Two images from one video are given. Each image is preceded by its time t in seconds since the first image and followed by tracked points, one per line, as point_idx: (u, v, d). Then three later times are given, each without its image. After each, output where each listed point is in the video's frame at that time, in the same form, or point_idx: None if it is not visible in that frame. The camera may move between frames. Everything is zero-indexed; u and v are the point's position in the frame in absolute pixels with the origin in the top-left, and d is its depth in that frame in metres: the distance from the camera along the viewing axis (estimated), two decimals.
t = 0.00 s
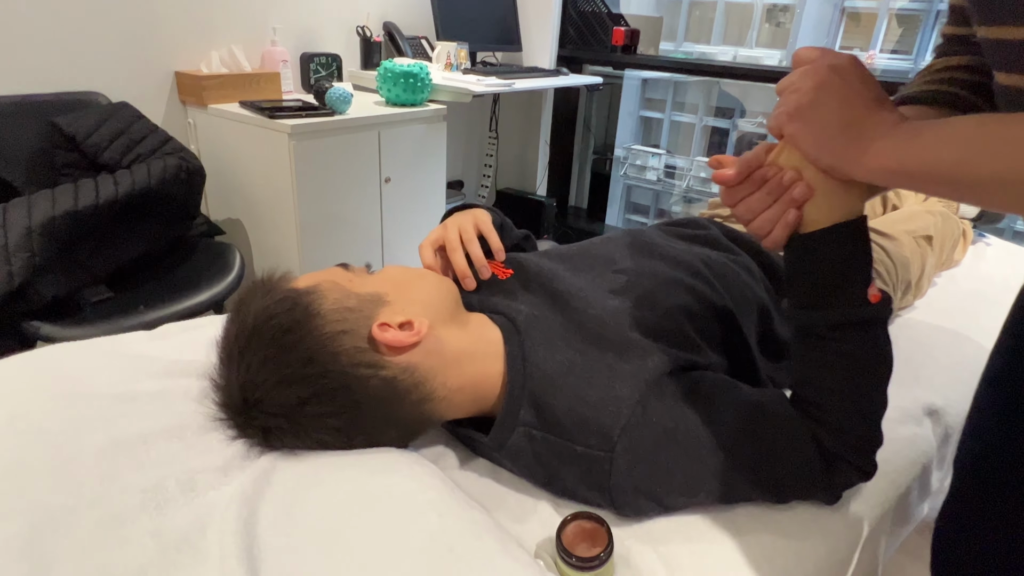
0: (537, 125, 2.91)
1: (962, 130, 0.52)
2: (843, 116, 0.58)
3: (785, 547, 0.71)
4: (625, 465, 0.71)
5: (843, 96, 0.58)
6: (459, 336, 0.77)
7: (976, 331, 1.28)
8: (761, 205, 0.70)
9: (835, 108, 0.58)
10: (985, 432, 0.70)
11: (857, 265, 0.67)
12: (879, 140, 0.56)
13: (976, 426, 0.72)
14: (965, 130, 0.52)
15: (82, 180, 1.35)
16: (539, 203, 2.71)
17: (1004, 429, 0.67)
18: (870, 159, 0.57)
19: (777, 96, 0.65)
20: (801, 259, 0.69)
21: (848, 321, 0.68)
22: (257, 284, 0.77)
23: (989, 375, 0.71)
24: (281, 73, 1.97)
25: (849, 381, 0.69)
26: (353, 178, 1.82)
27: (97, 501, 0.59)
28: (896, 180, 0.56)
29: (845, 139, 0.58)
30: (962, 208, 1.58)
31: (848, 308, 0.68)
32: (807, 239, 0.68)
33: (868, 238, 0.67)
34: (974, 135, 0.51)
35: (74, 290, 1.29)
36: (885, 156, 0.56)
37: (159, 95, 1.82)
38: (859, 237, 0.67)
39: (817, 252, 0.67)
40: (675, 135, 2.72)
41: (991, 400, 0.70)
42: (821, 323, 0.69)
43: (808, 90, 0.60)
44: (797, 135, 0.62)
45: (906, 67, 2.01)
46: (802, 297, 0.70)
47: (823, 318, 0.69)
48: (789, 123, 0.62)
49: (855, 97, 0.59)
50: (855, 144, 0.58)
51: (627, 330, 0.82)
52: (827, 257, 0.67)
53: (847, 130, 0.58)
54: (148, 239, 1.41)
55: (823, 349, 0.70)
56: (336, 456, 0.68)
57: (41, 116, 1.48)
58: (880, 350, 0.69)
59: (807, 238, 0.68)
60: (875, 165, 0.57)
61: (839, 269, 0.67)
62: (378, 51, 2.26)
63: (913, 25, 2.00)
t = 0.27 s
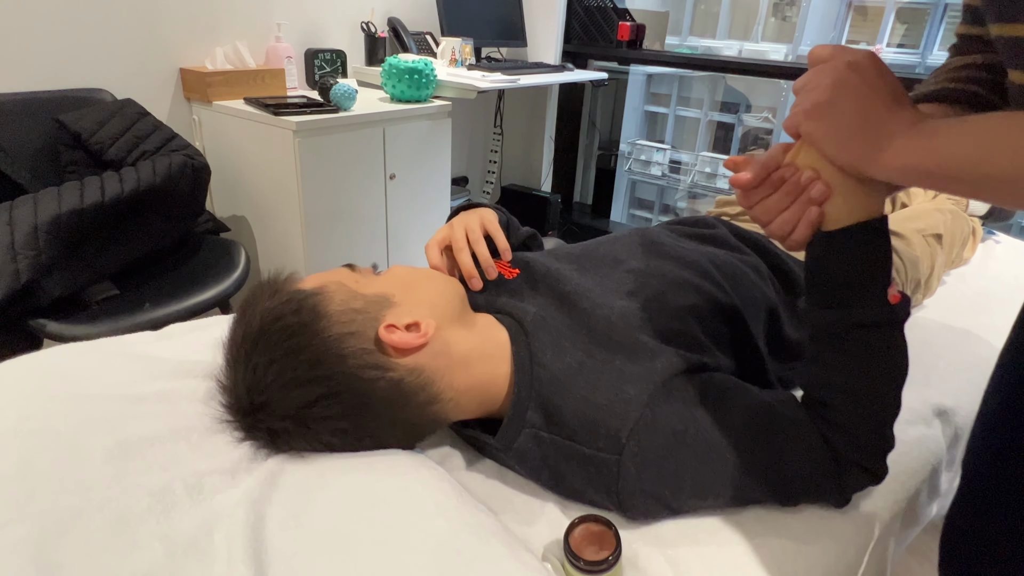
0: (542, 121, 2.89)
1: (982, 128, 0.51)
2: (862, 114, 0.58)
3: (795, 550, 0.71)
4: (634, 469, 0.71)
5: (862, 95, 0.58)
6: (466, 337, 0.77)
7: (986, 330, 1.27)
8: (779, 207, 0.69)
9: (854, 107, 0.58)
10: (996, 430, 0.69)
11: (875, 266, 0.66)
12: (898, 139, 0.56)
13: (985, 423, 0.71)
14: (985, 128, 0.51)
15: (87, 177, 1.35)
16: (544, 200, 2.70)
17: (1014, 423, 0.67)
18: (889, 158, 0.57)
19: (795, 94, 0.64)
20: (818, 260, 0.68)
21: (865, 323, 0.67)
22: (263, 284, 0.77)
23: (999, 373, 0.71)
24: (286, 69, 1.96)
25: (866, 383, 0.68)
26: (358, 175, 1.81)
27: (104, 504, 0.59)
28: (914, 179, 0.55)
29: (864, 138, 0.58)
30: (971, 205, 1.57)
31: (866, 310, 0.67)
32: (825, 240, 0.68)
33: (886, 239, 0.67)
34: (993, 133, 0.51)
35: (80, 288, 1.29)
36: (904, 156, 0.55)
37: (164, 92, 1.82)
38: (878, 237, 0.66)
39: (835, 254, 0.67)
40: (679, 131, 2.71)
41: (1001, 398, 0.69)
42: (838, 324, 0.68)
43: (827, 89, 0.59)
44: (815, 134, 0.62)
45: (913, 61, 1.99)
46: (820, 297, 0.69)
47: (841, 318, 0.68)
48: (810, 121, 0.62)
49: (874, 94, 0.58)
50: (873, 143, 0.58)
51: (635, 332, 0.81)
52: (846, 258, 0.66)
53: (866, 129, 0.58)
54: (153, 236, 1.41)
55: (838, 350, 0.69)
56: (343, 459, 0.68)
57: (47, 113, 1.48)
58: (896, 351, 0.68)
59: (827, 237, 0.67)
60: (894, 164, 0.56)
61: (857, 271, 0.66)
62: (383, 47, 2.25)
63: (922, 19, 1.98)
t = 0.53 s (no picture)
0: (543, 121, 2.89)
1: (990, 132, 0.51)
2: (868, 119, 0.57)
3: (797, 557, 0.70)
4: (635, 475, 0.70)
5: (870, 98, 0.57)
6: (468, 342, 0.76)
7: (990, 332, 1.26)
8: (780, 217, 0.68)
9: (861, 110, 0.57)
10: (999, 431, 0.69)
11: (881, 271, 0.66)
12: (906, 143, 0.55)
13: (988, 427, 0.71)
14: (993, 133, 0.51)
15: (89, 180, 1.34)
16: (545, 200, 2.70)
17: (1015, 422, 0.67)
18: (896, 164, 0.56)
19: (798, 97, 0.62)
20: (825, 266, 0.67)
21: (871, 329, 0.67)
22: (264, 289, 0.76)
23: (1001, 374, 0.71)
24: (287, 70, 1.96)
25: (870, 389, 0.68)
26: (359, 177, 1.81)
27: (104, 512, 0.59)
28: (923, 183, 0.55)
29: (871, 142, 0.57)
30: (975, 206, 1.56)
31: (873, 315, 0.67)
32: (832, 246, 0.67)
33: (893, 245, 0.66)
34: (1002, 137, 0.51)
35: (82, 291, 1.29)
36: (912, 161, 0.55)
37: (165, 93, 1.82)
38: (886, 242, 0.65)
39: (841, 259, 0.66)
40: (681, 130, 2.70)
41: (1003, 401, 0.69)
42: (844, 330, 0.68)
43: (834, 93, 0.58)
44: (822, 138, 0.60)
45: (915, 60, 1.99)
46: (826, 302, 0.69)
47: (847, 324, 0.68)
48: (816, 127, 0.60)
49: (881, 98, 0.57)
50: (881, 147, 0.57)
51: (636, 337, 0.81)
52: (853, 264, 0.66)
53: (873, 134, 0.57)
54: (155, 238, 1.41)
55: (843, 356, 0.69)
56: (343, 465, 0.68)
57: (48, 115, 1.48)
58: (900, 356, 0.68)
59: (831, 241, 0.67)
60: (902, 169, 0.56)
61: (863, 276, 0.66)
62: (384, 48, 2.25)
63: (924, 18, 1.97)
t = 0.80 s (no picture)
0: (541, 121, 2.89)
1: (993, 150, 0.52)
2: (873, 137, 0.57)
3: (790, 558, 0.70)
4: (630, 477, 0.70)
5: (873, 116, 0.57)
6: (463, 344, 0.77)
7: (985, 332, 1.26)
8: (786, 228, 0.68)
9: (866, 128, 0.57)
10: (994, 430, 0.69)
11: (881, 279, 0.66)
12: (911, 160, 0.55)
13: (982, 429, 0.71)
14: (997, 150, 0.52)
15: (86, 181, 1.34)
16: (543, 201, 2.70)
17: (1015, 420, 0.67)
18: (901, 181, 0.56)
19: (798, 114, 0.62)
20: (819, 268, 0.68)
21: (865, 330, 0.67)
22: (258, 292, 0.77)
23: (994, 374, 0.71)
24: (284, 71, 1.96)
25: (865, 390, 0.68)
26: (356, 178, 1.81)
27: (98, 515, 0.59)
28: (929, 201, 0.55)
29: (876, 159, 0.57)
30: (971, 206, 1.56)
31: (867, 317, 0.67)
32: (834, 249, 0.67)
33: (886, 248, 0.66)
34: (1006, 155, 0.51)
35: (79, 292, 1.29)
36: (918, 178, 0.55)
37: (161, 95, 1.82)
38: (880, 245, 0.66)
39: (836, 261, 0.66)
40: (679, 130, 2.70)
41: (998, 405, 0.69)
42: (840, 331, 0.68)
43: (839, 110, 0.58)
44: (825, 156, 0.60)
45: (913, 60, 2.00)
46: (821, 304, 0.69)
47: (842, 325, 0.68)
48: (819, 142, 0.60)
49: (883, 116, 0.57)
50: (885, 165, 0.56)
51: (631, 340, 0.81)
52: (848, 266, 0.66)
53: (877, 151, 0.56)
54: (152, 240, 1.41)
55: (837, 357, 0.69)
56: (338, 468, 0.68)
57: (45, 117, 1.48)
58: (894, 358, 0.68)
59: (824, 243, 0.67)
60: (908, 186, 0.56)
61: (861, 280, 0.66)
62: (381, 49, 2.25)
63: (922, 17, 1.97)
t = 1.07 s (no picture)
0: (541, 124, 2.90)
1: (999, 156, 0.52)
2: (878, 142, 0.58)
3: (785, 559, 0.71)
4: (625, 479, 0.71)
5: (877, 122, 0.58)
6: (459, 347, 0.77)
7: (984, 333, 1.26)
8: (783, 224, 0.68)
9: (870, 133, 0.58)
10: (991, 432, 0.70)
11: (871, 277, 0.66)
12: (915, 166, 0.56)
13: (978, 430, 0.72)
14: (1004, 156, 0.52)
15: (88, 186, 1.35)
16: (543, 203, 2.70)
17: (1012, 420, 0.67)
18: (905, 186, 0.56)
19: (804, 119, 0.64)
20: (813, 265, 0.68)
21: (857, 331, 0.68)
22: (257, 296, 0.77)
23: (992, 377, 0.71)
24: (285, 75, 1.97)
25: (859, 390, 0.68)
26: (356, 181, 1.82)
27: (96, 517, 0.60)
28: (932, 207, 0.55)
29: (881, 164, 0.58)
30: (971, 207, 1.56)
31: (860, 317, 0.68)
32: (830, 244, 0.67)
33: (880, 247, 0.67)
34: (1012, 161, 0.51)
35: (81, 296, 1.30)
36: (921, 183, 0.55)
37: (163, 100, 1.83)
38: (877, 243, 0.66)
39: (828, 261, 0.67)
40: (680, 132, 2.71)
41: (993, 406, 0.70)
42: (832, 330, 0.68)
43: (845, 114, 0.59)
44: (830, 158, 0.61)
45: (914, 61, 2.00)
46: (812, 302, 0.69)
47: (835, 323, 0.68)
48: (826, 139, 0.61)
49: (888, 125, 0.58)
50: (888, 170, 0.57)
51: (626, 342, 0.81)
52: (839, 267, 0.66)
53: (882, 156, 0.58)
54: (154, 243, 1.42)
55: (831, 357, 0.69)
56: (335, 470, 0.68)
57: (47, 122, 1.49)
58: (885, 358, 0.68)
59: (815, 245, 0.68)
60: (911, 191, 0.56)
61: (851, 279, 0.66)
62: (382, 53, 2.26)
63: (922, 18, 1.98)
